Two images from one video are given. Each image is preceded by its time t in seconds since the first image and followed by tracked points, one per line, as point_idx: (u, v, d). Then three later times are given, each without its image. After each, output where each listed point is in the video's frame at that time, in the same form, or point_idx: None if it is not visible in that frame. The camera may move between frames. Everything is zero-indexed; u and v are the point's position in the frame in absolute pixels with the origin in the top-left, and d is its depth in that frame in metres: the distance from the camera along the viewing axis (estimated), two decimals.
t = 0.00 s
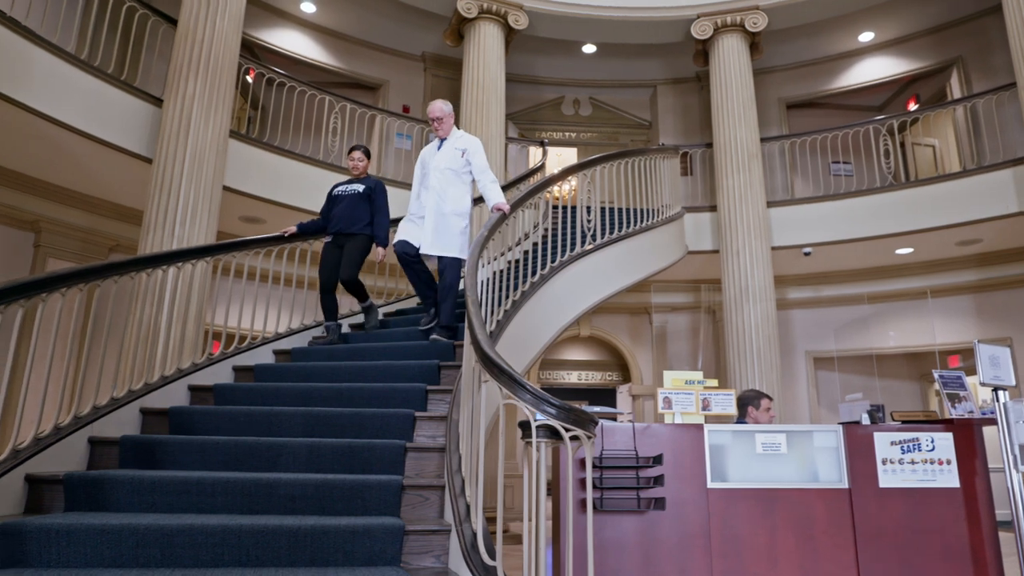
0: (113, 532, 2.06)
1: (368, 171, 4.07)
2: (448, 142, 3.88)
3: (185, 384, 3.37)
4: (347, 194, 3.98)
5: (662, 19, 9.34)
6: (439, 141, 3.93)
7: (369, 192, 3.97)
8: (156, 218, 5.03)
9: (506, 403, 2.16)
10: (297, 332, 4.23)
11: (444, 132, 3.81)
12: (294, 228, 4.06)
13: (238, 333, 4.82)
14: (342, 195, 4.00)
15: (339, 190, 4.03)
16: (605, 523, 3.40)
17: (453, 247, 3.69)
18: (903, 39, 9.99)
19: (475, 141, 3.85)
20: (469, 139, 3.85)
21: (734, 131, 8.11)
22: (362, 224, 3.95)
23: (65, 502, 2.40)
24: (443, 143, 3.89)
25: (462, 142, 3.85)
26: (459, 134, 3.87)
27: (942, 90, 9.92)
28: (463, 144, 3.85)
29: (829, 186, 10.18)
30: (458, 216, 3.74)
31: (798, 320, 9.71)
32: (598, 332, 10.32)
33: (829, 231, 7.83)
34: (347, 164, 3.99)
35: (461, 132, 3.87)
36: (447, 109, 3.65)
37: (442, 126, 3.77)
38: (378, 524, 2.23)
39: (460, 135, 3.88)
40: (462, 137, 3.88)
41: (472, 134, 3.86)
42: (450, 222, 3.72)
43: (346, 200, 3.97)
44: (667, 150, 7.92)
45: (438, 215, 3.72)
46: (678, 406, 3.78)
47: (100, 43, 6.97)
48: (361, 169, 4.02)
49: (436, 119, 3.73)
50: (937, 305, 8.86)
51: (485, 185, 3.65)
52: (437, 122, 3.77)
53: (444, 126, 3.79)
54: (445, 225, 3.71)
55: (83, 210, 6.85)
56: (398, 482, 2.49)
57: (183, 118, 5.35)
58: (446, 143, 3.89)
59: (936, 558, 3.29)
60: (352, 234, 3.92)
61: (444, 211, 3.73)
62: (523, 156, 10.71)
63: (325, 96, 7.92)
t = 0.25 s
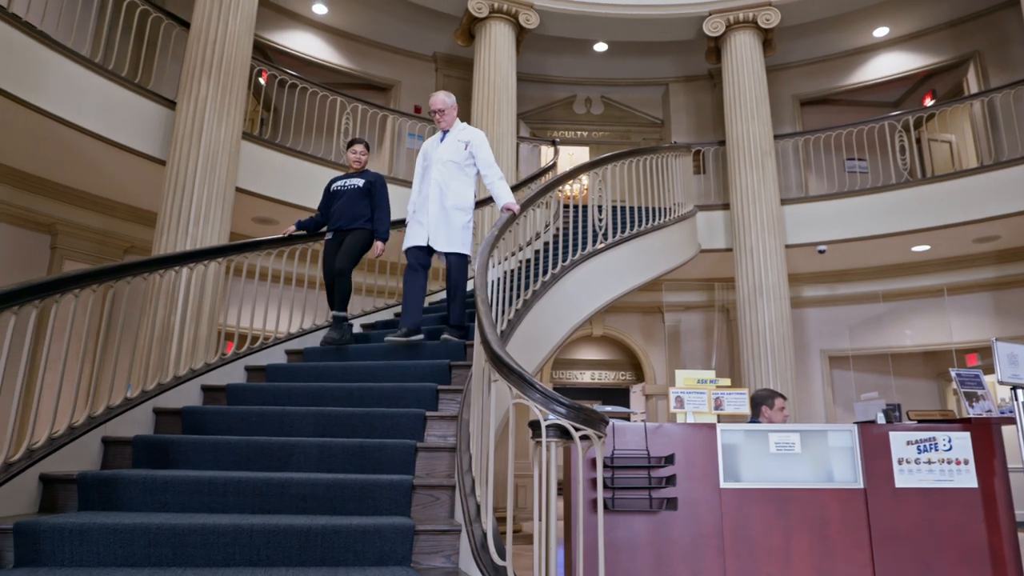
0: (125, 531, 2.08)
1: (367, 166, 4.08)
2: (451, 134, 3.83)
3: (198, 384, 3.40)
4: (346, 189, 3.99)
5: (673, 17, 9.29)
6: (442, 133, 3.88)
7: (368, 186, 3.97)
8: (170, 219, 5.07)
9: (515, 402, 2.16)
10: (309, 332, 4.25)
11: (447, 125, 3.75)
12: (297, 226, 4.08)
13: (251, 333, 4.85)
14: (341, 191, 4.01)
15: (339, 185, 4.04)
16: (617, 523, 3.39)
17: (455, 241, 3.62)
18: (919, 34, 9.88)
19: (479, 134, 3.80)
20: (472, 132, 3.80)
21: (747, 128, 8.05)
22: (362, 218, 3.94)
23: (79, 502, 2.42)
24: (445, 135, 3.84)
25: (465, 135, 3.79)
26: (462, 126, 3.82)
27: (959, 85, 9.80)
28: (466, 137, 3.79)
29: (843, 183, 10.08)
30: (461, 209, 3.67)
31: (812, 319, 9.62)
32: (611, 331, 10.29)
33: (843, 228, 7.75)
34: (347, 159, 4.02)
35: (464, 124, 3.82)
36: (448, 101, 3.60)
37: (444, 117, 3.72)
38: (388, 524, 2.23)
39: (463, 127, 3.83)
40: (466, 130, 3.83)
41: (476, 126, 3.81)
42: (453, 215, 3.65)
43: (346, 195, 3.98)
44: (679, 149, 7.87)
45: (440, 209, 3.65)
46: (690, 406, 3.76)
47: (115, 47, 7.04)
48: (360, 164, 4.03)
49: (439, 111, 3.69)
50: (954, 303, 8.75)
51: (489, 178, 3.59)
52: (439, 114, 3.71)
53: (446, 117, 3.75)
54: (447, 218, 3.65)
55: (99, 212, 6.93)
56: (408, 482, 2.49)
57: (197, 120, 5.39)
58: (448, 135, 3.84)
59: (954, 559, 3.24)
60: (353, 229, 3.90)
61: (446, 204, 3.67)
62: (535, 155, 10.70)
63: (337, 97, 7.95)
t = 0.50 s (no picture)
0: (135, 531, 2.10)
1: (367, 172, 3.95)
2: (446, 144, 3.69)
3: (209, 384, 3.42)
4: (345, 196, 3.85)
5: (684, 15, 9.24)
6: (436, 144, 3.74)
7: (367, 192, 3.83)
8: (182, 221, 5.11)
9: (523, 402, 2.16)
10: (321, 332, 4.28)
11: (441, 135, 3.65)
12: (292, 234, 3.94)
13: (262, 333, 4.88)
14: (339, 198, 3.86)
15: (337, 192, 3.91)
16: (628, 523, 3.37)
17: (455, 254, 3.48)
18: (933, 29, 9.78)
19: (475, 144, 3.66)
20: (468, 141, 3.66)
21: (759, 126, 8.00)
22: (359, 226, 3.78)
23: (91, 502, 2.44)
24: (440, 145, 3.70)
25: (461, 145, 3.66)
26: (457, 137, 3.68)
27: (975, 81, 9.69)
28: (462, 147, 3.65)
29: (857, 180, 9.99)
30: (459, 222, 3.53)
31: (826, 318, 9.54)
32: (623, 331, 10.25)
33: (856, 226, 7.68)
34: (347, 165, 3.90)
35: (459, 134, 3.68)
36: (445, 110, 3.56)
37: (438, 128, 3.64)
38: (397, 524, 2.23)
39: (458, 137, 3.69)
40: (461, 140, 3.69)
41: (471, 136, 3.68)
42: (451, 228, 3.51)
43: (344, 202, 3.83)
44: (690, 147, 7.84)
45: (438, 222, 3.52)
46: (701, 405, 3.72)
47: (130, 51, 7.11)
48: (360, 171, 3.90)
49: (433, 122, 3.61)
50: (970, 301, 8.65)
51: (488, 188, 3.45)
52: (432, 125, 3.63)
53: (439, 130, 3.65)
54: (446, 232, 3.51)
55: (113, 214, 6.99)
56: (417, 482, 2.48)
57: (209, 121, 5.43)
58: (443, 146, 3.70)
59: (971, 561, 3.19)
60: (349, 237, 3.75)
61: (444, 216, 3.53)
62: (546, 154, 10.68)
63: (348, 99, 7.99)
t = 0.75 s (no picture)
0: (146, 530, 2.12)
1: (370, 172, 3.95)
2: (445, 141, 3.55)
3: (221, 385, 3.44)
4: (349, 195, 3.84)
5: (694, 12, 9.20)
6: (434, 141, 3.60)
7: (371, 192, 3.84)
8: (195, 222, 5.15)
9: (532, 402, 2.15)
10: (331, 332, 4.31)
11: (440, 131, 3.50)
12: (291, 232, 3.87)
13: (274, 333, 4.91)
14: (342, 196, 3.86)
15: (340, 191, 3.90)
16: (639, 523, 3.36)
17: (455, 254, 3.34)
18: (948, 24, 9.68)
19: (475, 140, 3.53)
20: (468, 138, 3.53)
21: (772, 123, 7.94)
22: (362, 225, 3.78)
23: (104, 501, 2.47)
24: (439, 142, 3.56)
25: (461, 141, 3.53)
26: (457, 133, 3.55)
27: (991, 76, 9.57)
28: (462, 143, 3.52)
29: (872, 178, 9.90)
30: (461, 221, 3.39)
31: (841, 317, 9.45)
32: (635, 330, 10.21)
33: (870, 223, 7.61)
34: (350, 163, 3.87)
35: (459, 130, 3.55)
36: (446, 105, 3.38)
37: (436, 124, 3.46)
38: (407, 524, 2.23)
39: (457, 133, 3.56)
40: (460, 137, 3.56)
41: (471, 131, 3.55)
42: (453, 227, 3.37)
43: (348, 201, 3.83)
44: (702, 145, 7.80)
45: (439, 220, 3.37)
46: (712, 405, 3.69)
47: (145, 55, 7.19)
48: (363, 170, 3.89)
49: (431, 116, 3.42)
50: (987, 299, 8.55)
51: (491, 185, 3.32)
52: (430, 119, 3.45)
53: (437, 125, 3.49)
54: (447, 231, 3.36)
55: (128, 216, 7.07)
56: (427, 483, 2.48)
57: (220, 122, 5.47)
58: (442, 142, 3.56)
59: (988, 562, 3.16)
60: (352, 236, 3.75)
61: (445, 215, 3.39)
62: (557, 154, 10.66)
63: (360, 99, 8.01)
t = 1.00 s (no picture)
0: (158, 530, 2.14)
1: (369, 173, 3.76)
2: (450, 144, 3.35)
3: (233, 385, 3.47)
4: (348, 198, 3.66)
5: (705, 9, 9.14)
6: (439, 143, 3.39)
7: (372, 195, 3.66)
8: (208, 224, 5.19)
9: (542, 401, 2.14)
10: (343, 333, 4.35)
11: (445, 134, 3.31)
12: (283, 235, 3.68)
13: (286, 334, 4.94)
14: (342, 198, 3.67)
15: (339, 193, 3.71)
16: (651, 524, 3.35)
17: (457, 265, 3.13)
18: (964, 19, 9.56)
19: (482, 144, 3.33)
20: (474, 141, 3.33)
21: (784, 121, 7.88)
22: (363, 230, 3.62)
23: (116, 501, 2.49)
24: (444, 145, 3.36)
25: (466, 145, 3.32)
26: (462, 136, 3.35)
27: (1008, 71, 9.44)
28: (468, 147, 3.32)
29: (886, 175, 9.80)
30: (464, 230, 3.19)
31: (855, 315, 9.37)
32: (648, 330, 10.20)
33: (884, 221, 7.53)
34: (351, 164, 3.69)
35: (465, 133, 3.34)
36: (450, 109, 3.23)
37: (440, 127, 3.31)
38: (416, 524, 2.23)
39: (463, 137, 3.36)
40: (465, 140, 3.36)
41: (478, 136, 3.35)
42: (454, 236, 3.17)
43: (348, 205, 3.65)
44: (714, 143, 7.75)
45: (440, 229, 3.18)
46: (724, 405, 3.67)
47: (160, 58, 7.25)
48: (363, 171, 3.71)
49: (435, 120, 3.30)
50: (1004, 297, 8.45)
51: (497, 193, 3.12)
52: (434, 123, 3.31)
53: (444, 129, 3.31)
54: (448, 241, 3.17)
55: (143, 219, 7.14)
56: (437, 483, 2.49)
57: (232, 124, 5.51)
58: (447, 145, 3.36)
59: (1006, 564, 3.10)
60: (353, 241, 3.59)
61: (447, 223, 3.19)
62: (568, 153, 10.64)
63: (371, 100, 8.04)
